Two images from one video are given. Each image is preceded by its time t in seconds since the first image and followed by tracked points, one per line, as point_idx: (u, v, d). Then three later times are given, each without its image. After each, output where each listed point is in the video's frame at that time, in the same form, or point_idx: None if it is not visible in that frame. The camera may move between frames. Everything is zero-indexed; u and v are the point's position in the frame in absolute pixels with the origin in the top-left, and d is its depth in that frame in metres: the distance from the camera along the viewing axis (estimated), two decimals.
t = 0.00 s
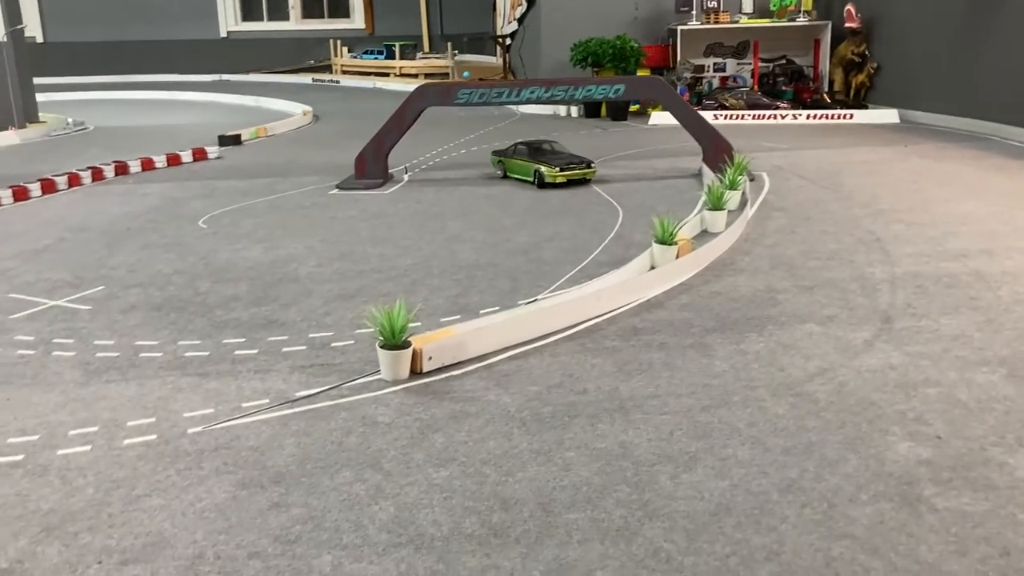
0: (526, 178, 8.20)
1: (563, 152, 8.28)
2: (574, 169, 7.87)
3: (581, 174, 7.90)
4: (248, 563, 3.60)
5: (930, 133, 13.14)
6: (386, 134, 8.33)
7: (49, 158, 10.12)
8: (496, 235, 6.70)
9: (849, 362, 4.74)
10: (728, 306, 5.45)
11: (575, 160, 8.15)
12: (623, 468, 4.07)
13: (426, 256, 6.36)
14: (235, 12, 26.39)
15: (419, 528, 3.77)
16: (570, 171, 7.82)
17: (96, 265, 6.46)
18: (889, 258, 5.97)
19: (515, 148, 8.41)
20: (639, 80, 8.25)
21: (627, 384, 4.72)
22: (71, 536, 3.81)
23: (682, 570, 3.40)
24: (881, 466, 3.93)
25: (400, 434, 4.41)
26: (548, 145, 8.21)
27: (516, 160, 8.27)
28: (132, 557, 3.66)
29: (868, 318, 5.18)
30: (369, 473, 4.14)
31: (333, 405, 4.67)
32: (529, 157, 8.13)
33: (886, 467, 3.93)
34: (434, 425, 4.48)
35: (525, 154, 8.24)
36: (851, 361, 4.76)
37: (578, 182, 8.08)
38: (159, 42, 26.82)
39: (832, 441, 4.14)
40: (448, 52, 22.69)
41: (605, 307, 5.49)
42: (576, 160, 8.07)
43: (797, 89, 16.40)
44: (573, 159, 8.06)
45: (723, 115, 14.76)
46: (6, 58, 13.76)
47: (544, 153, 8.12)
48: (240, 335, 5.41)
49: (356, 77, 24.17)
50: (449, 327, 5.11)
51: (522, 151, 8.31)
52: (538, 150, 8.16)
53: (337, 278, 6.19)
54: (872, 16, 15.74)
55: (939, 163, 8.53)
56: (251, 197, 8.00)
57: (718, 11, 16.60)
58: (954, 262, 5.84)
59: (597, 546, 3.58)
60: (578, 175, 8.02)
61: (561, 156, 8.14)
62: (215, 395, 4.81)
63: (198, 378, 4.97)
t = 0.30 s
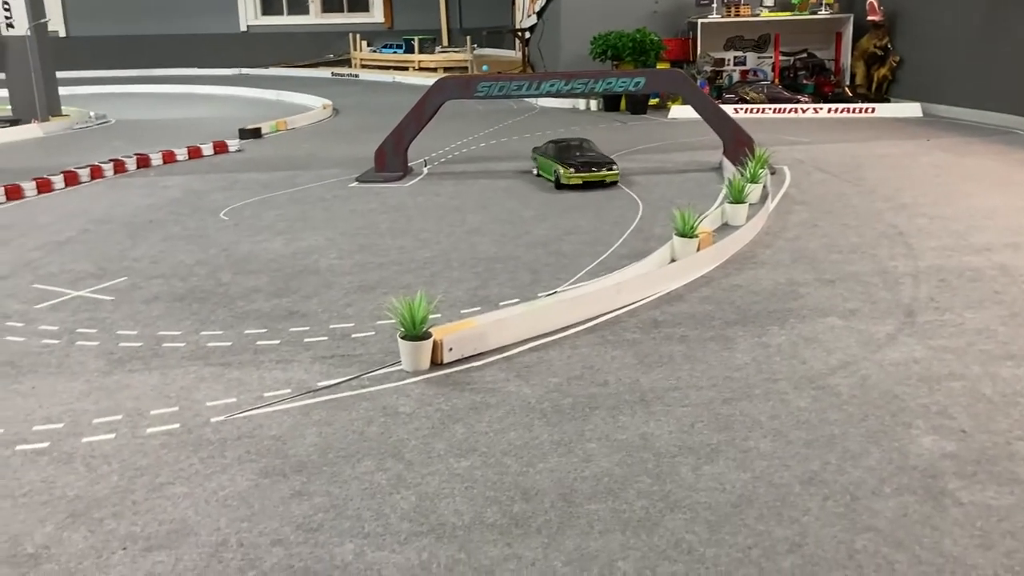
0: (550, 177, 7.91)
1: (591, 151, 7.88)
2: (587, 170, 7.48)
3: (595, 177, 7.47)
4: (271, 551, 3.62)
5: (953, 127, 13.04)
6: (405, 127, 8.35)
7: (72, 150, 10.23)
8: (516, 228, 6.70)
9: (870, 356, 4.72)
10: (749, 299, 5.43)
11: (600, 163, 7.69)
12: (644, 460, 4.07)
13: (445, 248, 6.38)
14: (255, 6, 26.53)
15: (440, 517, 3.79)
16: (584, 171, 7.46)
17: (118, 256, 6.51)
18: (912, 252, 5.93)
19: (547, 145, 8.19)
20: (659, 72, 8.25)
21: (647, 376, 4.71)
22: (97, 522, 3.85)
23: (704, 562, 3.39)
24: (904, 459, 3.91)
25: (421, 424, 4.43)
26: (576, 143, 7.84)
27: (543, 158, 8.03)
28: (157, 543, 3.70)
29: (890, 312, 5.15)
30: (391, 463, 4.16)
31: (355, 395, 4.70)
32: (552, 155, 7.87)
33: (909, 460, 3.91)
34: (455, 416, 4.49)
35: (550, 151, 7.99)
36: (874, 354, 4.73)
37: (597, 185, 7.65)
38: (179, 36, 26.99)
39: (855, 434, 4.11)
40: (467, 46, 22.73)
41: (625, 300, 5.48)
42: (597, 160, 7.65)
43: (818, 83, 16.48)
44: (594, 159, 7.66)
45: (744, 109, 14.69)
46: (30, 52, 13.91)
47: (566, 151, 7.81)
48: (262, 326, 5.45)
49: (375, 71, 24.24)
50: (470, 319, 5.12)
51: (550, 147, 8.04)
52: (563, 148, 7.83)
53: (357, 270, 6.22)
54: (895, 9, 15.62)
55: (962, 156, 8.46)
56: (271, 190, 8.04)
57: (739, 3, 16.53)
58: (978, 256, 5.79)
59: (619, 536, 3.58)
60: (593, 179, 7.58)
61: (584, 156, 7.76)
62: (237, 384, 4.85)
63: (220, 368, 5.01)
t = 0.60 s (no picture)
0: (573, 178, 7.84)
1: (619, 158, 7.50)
2: (591, 178, 7.21)
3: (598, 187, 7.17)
4: (294, 542, 3.65)
5: (976, 123, 12.93)
6: (425, 124, 8.38)
7: (95, 146, 10.34)
8: (535, 224, 6.71)
9: (893, 353, 4.70)
10: (770, 296, 5.41)
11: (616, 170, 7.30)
12: (665, 455, 4.07)
13: (464, 244, 6.40)
14: (275, 3, 26.67)
15: (462, 510, 3.80)
16: (586, 178, 7.22)
17: (141, 251, 6.58)
18: (934, 249, 5.89)
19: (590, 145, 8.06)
20: (679, 69, 8.28)
21: (668, 372, 4.71)
22: (122, 513, 3.90)
23: (726, 557, 3.39)
24: (928, 457, 3.89)
25: (442, 418, 4.45)
26: (605, 149, 7.51)
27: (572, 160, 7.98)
28: (182, 534, 3.74)
29: (913, 309, 5.12)
30: (412, 456, 4.18)
31: (376, 389, 4.73)
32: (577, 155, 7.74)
33: (932, 458, 3.89)
34: (476, 410, 4.50)
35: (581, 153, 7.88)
36: (896, 352, 4.71)
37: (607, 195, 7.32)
38: (199, 33, 27.15)
39: (877, 431, 4.10)
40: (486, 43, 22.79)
41: (645, 296, 5.48)
42: (610, 169, 7.29)
43: (839, 79, 16.20)
44: (609, 167, 7.32)
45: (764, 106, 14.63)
46: (54, 49, 14.05)
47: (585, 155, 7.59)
48: (283, 320, 5.48)
49: (393, 69, 24.32)
50: (490, 314, 5.14)
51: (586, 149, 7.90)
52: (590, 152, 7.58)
53: (377, 265, 6.25)
54: (917, 6, 15.51)
55: (985, 154, 8.40)
56: (291, 186, 8.09)
57: None
58: (1002, 254, 5.74)
59: (641, 531, 3.59)
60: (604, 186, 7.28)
61: (605, 162, 7.44)
62: (260, 378, 4.89)
63: (243, 361, 5.05)
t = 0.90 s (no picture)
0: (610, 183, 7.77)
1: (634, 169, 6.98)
2: (585, 184, 6.91)
3: (589, 195, 6.90)
4: (319, 537, 3.67)
5: (999, 124, 12.84)
6: (444, 123, 8.40)
7: (118, 144, 10.42)
8: (555, 223, 6.71)
9: (917, 353, 4.68)
10: (792, 296, 5.39)
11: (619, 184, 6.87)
12: (689, 455, 4.06)
13: (485, 242, 6.40)
14: (294, 3, 26.78)
15: (485, 507, 3.81)
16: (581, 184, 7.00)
17: (164, 248, 6.62)
18: (958, 250, 5.85)
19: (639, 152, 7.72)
20: (699, 68, 8.26)
21: (690, 371, 4.70)
22: (148, 507, 3.92)
23: (751, 556, 3.38)
24: (954, 458, 3.86)
25: (464, 415, 4.46)
26: (628, 163, 7.06)
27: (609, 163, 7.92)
28: (207, 528, 3.76)
29: (937, 310, 5.09)
30: (435, 453, 4.19)
31: (398, 386, 4.74)
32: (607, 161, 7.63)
33: (958, 458, 3.86)
34: (498, 408, 4.51)
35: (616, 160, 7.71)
36: (921, 352, 4.68)
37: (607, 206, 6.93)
38: (218, 33, 27.30)
39: (903, 431, 4.07)
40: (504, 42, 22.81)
41: (666, 295, 5.47)
42: (610, 178, 6.88)
43: (860, 79, 16.21)
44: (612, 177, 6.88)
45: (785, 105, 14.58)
46: (77, 48, 14.16)
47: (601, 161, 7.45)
48: (306, 317, 5.51)
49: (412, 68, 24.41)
50: (511, 312, 5.14)
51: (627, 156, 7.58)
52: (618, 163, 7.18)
53: (398, 263, 6.27)
54: (939, 5, 15.42)
55: (1010, 154, 8.33)
56: (312, 184, 8.12)
57: None
58: None
59: (665, 529, 3.58)
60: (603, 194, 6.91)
61: (615, 171, 7.05)
62: (283, 374, 4.91)
63: (266, 357, 5.08)
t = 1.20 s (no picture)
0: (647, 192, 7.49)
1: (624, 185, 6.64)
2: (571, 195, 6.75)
3: (572, 205, 6.72)
4: (343, 534, 3.68)
5: None
6: (465, 123, 8.41)
7: (140, 142, 10.50)
8: (577, 223, 6.71)
9: (943, 355, 4.65)
10: (815, 297, 5.37)
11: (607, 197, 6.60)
12: (714, 455, 4.04)
13: (506, 242, 6.41)
14: (314, 3, 26.85)
15: (510, 505, 3.80)
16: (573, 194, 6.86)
17: (186, 245, 6.66)
18: (984, 252, 5.81)
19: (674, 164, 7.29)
20: (720, 69, 8.24)
21: (714, 371, 4.69)
22: (173, 501, 3.94)
23: (777, 557, 3.36)
24: (983, 461, 3.83)
25: (487, 414, 4.46)
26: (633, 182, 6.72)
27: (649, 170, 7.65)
28: (232, 523, 3.78)
29: (963, 312, 5.05)
30: (458, 451, 4.19)
31: (421, 384, 4.75)
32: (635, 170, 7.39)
33: (987, 461, 3.83)
34: (521, 407, 4.50)
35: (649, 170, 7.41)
36: (947, 355, 4.64)
37: (591, 219, 6.70)
38: (236, 33, 27.45)
39: (930, 434, 4.04)
40: (523, 42, 22.82)
41: (689, 295, 5.45)
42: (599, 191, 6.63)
43: (882, 81, 16.27)
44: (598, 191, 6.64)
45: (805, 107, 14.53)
46: (99, 48, 14.27)
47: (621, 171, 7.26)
48: (328, 315, 5.52)
49: (432, 69, 24.49)
50: (534, 311, 5.14)
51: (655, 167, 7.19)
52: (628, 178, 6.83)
53: (419, 262, 6.29)
54: (963, 6, 15.33)
55: None
56: (332, 183, 8.15)
57: None
58: None
59: (690, 529, 3.56)
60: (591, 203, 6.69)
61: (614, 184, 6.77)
62: (306, 371, 4.93)
63: (289, 354, 5.09)
